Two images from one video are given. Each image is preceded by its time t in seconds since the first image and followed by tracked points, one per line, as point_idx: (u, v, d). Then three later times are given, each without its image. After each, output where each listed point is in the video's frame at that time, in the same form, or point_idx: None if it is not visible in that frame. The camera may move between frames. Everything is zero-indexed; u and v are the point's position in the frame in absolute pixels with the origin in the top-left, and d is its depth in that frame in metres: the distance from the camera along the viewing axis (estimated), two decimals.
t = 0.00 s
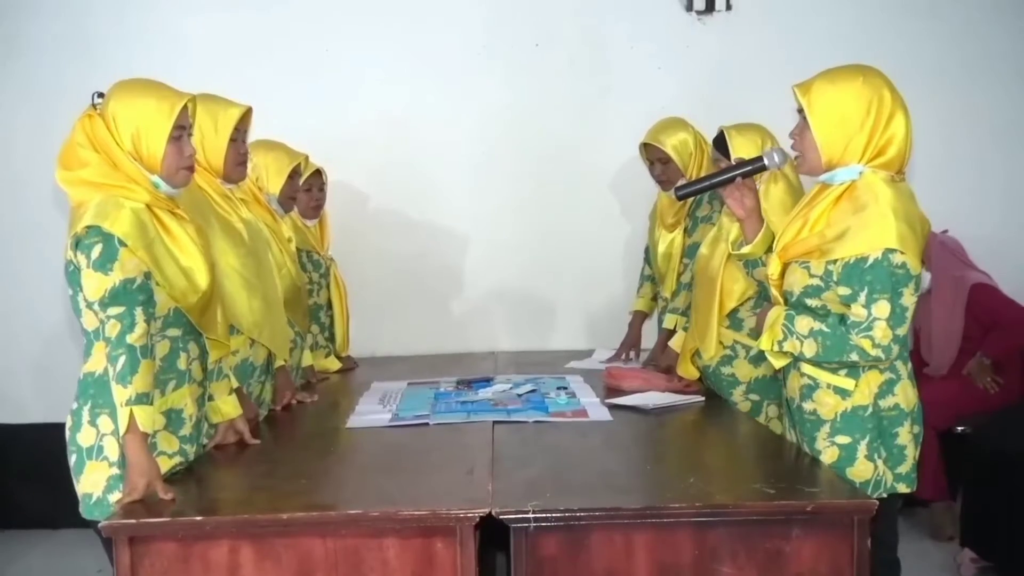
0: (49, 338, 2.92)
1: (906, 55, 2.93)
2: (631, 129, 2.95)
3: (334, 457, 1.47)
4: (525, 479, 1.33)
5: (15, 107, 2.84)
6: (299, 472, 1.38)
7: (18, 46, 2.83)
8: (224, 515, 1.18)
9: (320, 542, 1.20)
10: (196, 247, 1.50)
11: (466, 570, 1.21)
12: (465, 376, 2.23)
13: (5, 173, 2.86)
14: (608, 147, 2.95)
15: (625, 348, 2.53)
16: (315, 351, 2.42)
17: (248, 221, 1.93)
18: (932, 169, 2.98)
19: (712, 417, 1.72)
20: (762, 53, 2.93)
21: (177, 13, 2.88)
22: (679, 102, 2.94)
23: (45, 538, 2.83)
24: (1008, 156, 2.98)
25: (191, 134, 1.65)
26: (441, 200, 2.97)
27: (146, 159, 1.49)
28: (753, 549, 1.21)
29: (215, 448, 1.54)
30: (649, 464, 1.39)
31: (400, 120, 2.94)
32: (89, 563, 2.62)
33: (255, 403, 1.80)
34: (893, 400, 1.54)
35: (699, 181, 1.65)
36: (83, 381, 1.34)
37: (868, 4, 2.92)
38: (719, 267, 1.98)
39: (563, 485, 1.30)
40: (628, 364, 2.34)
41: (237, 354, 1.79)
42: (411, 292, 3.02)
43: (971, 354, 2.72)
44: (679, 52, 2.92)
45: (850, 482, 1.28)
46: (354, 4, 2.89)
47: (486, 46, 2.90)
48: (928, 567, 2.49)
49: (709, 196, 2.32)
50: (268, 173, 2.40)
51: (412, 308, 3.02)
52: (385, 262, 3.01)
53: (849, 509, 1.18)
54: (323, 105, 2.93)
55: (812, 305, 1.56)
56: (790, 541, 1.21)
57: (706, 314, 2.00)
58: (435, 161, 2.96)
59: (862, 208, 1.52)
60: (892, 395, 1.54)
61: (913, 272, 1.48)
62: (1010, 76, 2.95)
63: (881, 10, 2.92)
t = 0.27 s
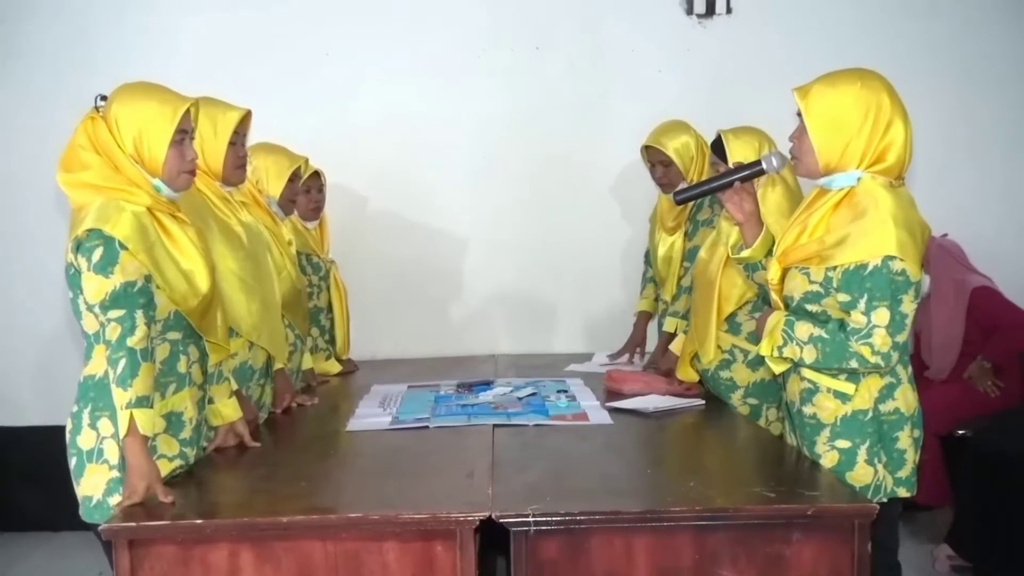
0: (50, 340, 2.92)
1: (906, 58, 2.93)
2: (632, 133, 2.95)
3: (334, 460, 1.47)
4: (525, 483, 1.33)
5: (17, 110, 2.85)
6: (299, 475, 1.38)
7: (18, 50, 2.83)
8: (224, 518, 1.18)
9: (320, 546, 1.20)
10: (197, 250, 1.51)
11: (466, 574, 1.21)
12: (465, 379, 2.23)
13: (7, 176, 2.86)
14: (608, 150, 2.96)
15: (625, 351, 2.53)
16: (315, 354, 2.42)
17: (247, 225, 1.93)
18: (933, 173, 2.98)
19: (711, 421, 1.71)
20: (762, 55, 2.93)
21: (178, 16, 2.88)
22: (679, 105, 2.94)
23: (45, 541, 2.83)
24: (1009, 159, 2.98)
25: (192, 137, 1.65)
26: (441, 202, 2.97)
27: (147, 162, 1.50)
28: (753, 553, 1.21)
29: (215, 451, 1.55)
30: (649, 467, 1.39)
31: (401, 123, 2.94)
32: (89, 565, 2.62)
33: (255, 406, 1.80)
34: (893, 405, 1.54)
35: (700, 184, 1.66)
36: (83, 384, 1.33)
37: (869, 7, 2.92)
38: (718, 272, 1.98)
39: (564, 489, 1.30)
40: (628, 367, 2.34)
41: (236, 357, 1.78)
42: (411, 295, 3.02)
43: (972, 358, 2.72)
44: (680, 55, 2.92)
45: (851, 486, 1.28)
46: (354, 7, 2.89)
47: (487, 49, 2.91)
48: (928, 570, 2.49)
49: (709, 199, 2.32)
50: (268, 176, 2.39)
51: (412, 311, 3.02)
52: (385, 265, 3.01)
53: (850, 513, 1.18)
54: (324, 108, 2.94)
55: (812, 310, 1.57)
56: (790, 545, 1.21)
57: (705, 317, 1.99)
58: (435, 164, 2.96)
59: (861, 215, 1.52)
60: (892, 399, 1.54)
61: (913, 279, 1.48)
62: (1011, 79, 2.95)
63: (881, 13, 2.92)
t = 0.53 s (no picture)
0: (53, 342, 2.92)
1: (908, 59, 2.93)
2: (634, 135, 2.95)
3: (336, 462, 1.47)
4: (527, 485, 1.33)
5: (19, 113, 2.85)
6: (300, 477, 1.38)
7: (20, 53, 2.84)
8: (226, 520, 1.18)
9: (321, 547, 1.20)
10: (198, 252, 1.51)
11: None
12: (467, 381, 2.23)
13: (9, 177, 2.87)
14: (610, 152, 2.96)
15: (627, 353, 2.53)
16: (317, 356, 2.42)
17: (247, 228, 1.92)
18: (935, 174, 2.98)
19: (714, 423, 1.71)
20: (763, 57, 2.93)
21: (181, 19, 2.89)
22: (681, 106, 2.94)
23: (48, 543, 2.83)
24: (1011, 160, 2.97)
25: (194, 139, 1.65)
26: (442, 204, 2.97)
27: (149, 165, 1.50)
28: (755, 555, 1.21)
29: (217, 453, 1.54)
30: (651, 469, 1.39)
31: (403, 125, 2.94)
32: (91, 567, 2.62)
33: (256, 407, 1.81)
34: (893, 406, 1.54)
35: (700, 184, 1.66)
36: (85, 386, 1.34)
37: (870, 8, 2.92)
38: (721, 274, 1.98)
39: (565, 491, 1.30)
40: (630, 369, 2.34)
41: (236, 359, 1.79)
42: (413, 297, 3.02)
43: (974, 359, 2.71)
44: (681, 57, 2.92)
45: (852, 488, 1.28)
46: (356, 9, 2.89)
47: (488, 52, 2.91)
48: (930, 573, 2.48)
49: (711, 201, 2.32)
50: (269, 178, 2.40)
51: (413, 312, 3.03)
52: (387, 267, 3.01)
53: (851, 515, 1.18)
54: (325, 111, 2.94)
55: (810, 313, 1.56)
56: (792, 547, 1.21)
57: (708, 319, 1.99)
58: (436, 166, 2.96)
59: (860, 218, 1.52)
60: (891, 401, 1.54)
61: (910, 282, 1.47)
62: (1013, 81, 2.95)
63: (883, 15, 2.92)
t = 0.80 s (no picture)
0: (53, 344, 2.92)
1: (908, 58, 2.93)
2: (634, 135, 2.95)
3: (337, 463, 1.47)
4: (527, 485, 1.33)
5: (19, 114, 2.85)
6: (301, 478, 1.38)
7: (19, 55, 2.84)
8: (226, 521, 1.18)
9: (321, 548, 1.20)
10: (198, 253, 1.50)
11: None
12: (467, 381, 2.23)
13: (10, 178, 2.87)
14: (610, 152, 2.96)
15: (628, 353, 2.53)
16: (317, 357, 2.42)
17: (244, 229, 1.92)
18: (935, 173, 2.98)
19: (714, 424, 1.71)
20: (763, 57, 2.93)
21: (181, 20, 2.89)
22: (681, 106, 2.94)
23: (48, 545, 2.83)
24: (1011, 159, 2.98)
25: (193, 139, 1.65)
26: (442, 205, 2.97)
27: (148, 166, 1.50)
28: (756, 554, 1.21)
29: (218, 454, 1.54)
30: (651, 469, 1.39)
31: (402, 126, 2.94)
32: (92, 568, 2.62)
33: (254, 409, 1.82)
34: (893, 405, 1.54)
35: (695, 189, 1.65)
36: (85, 388, 1.34)
37: (869, 8, 2.92)
38: (723, 274, 1.98)
39: (566, 491, 1.30)
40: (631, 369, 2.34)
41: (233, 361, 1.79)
42: (413, 297, 3.02)
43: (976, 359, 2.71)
44: (681, 57, 2.92)
45: (853, 487, 1.28)
46: (356, 9, 2.90)
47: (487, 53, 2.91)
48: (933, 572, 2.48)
49: (711, 201, 2.32)
50: (269, 179, 2.39)
51: (414, 312, 3.02)
52: (387, 267, 3.01)
53: (852, 514, 1.18)
54: (325, 112, 2.94)
55: (811, 313, 1.56)
56: (793, 546, 1.21)
57: (712, 320, 1.99)
58: (436, 166, 2.96)
59: (858, 217, 1.52)
60: (891, 400, 1.54)
61: (909, 281, 1.46)
62: (1013, 80, 2.95)
63: (883, 14, 2.92)
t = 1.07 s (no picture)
0: (52, 344, 2.92)
1: (907, 58, 2.93)
2: (634, 135, 2.95)
3: (336, 463, 1.47)
4: (527, 485, 1.33)
5: (18, 115, 2.85)
6: (300, 478, 1.38)
7: (18, 56, 2.84)
8: (225, 521, 1.18)
9: (321, 548, 1.20)
10: (196, 252, 1.50)
11: None
12: (467, 381, 2.23)
13: (9, 180, 2.87)
14: (610, 152, 2.96)
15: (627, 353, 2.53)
16: (317, 357, 2.42)
17: (241, 231, 1.92)
18: (934, 173, 2.98)
19: (714, 424, 1.70)
20: (763, 57, 2.93)
21: (180, 21, 2.89)
22: (680, 106, 2.94)
23: (47, 545, 2.83)
24: (1010, 159, 2.98)
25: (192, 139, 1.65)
26: (442, 205, 2.98)
27: (146, 166, 1.50)
28: (754, 553, 1.21)
29: (217, 454, 1.54)
30: (651, 469, 1.39)
31: (402, 126, 2.94)
32: (92, 569, 2.62)
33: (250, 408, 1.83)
34: (892, 404, 1.54)
35: (698, 179, 1.66)
36: (84, 388, 1.34)
37: (869, 8, 2.92)
38: (724, 271, 1.96)
39: (566, 490, 1.30)
40: (630, 369, 2.34)
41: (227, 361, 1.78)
42: (413, 297, 3.02)
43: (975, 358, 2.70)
44: (681, 57, 2.93)
45: (853, 486, 1.28)
46: (356, 10, 2.90)
47: (487, 54, 2.91)
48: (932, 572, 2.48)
49: (711, 201, 2.32)
50: (269, 180, 2.39)
51: (414, 312, 3.02)
52: (387, 268, 3.01)
53: (851, 513, 1.18)
54: (325, 112, 2.94)
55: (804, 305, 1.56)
56: (792, 545, 1.21)
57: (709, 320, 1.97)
58: (435, 167, 2.96)
59: (857, 208, 1.52)
60: (890, 399, 1.54)
61: (897, 273, 1.47)
62: (1012, 80, 2.95)
63: (882, 14, 2.92)
